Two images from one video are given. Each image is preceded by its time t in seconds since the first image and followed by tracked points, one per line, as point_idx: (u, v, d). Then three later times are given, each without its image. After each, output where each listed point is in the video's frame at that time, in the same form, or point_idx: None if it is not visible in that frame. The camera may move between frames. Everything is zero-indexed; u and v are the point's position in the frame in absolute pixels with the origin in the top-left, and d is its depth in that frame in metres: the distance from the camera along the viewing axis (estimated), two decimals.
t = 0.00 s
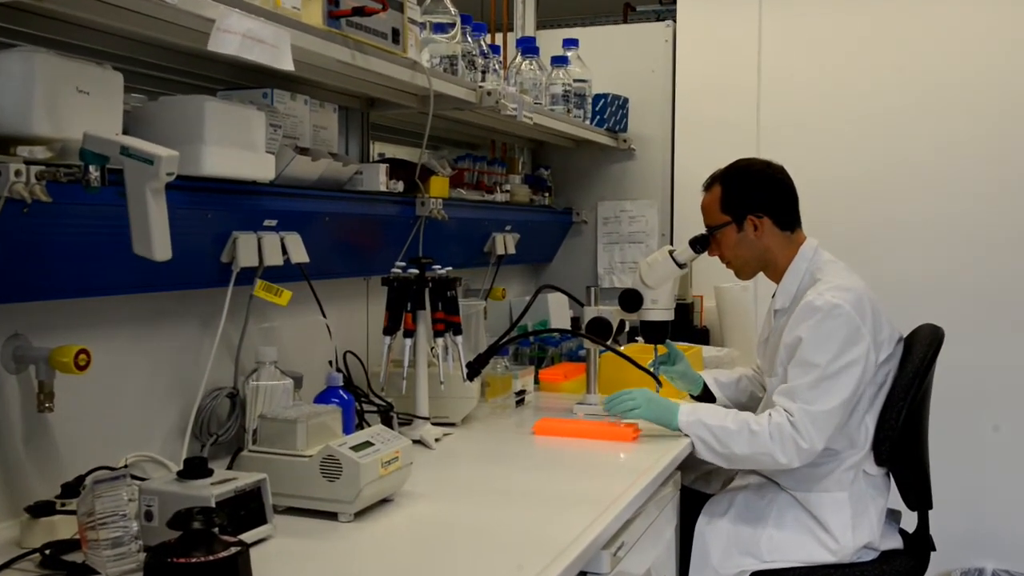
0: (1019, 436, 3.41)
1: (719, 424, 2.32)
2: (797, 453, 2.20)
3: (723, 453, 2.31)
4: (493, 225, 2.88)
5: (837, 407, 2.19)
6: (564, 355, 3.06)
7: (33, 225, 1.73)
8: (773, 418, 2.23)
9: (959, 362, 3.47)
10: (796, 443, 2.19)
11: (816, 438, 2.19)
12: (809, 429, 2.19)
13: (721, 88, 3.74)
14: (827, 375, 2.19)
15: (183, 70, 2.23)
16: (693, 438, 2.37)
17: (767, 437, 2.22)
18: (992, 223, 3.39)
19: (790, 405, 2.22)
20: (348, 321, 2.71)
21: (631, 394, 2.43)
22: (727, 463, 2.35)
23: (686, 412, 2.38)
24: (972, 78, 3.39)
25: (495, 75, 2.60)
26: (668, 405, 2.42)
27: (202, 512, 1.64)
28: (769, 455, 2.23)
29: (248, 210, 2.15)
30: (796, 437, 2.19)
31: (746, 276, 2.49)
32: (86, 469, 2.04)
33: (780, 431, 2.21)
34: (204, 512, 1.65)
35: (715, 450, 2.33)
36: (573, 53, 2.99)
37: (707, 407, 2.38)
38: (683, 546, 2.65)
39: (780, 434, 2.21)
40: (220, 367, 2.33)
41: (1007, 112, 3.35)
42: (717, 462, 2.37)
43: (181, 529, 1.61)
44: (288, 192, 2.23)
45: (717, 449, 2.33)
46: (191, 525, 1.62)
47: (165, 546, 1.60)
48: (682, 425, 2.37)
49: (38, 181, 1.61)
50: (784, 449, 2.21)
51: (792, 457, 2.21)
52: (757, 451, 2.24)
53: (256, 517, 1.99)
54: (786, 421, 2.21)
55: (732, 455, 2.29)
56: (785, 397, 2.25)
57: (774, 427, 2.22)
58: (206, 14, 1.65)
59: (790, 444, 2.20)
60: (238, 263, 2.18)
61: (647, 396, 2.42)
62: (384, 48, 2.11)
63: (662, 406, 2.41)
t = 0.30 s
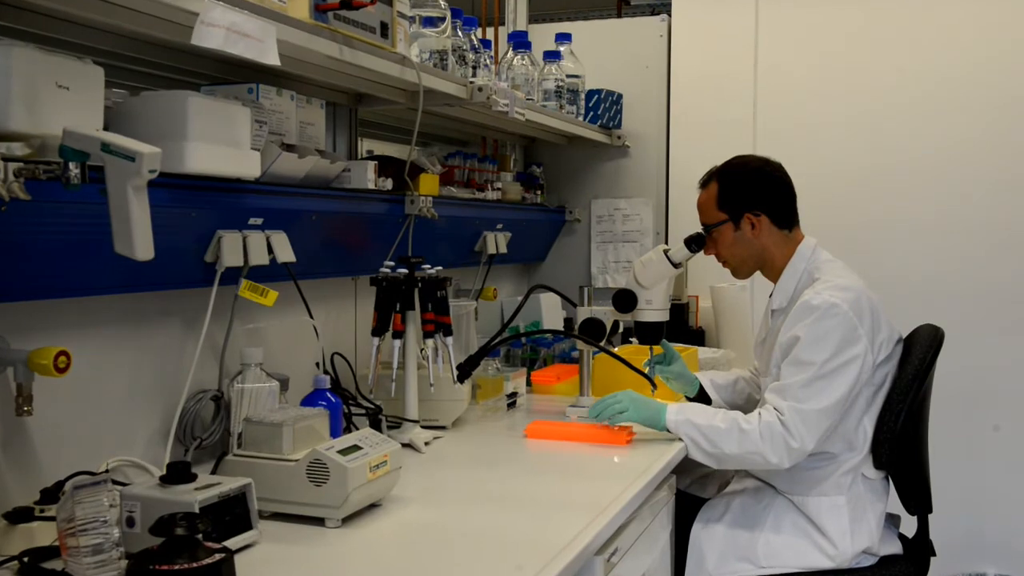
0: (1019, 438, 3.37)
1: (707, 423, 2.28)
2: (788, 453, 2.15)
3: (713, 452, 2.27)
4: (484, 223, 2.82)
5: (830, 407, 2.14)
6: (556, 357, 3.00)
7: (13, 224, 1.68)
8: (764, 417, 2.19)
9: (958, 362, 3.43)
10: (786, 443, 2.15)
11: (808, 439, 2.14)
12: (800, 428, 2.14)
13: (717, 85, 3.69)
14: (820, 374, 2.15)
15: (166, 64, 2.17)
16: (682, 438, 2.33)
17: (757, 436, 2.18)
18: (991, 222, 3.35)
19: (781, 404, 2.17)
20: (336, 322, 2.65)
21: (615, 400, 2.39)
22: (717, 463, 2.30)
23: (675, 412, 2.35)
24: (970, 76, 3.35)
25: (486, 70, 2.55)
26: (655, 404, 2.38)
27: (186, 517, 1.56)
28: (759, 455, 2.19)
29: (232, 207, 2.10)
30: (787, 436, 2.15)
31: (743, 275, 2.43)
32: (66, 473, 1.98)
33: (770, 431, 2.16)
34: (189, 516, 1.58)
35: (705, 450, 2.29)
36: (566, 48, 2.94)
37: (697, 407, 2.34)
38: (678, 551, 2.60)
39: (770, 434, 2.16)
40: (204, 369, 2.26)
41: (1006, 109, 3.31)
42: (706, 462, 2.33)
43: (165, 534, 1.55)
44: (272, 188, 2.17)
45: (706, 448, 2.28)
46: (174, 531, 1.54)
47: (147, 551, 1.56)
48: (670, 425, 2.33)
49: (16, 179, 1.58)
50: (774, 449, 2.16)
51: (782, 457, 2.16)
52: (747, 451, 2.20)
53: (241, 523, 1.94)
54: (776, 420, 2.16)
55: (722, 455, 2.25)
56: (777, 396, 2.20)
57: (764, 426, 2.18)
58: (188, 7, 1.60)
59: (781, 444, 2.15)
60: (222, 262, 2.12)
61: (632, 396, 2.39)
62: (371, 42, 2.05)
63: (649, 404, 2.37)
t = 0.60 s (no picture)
0: None
1: (707, 427, 2.21)
2: (787, 457, 2.09)
3: (711, 457, 2.21)
4: (477, 221, 2.76)
5: (830, 410, 2.08)
6: (551, 359, 2.95)
7: None
8: (762, 420, 2.13)
9: (960, 363, 3.37)
10: (786, 447, 2.09)
11: (808, 442, 2.08)
12: (800, 431, 2.08)
13: (715, 82, 3.63)
14: (820, 377, 2.09)
15: (150, 58, 2.11)
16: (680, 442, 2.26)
17: (756, 440, 2.12)
18: (994, 221, 3.30)
19: (780, 407, 2.11)
20: (325, 323, 2.58)
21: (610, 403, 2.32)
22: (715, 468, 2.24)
23: (671, 415, 2.29)
24: (973, 73, 3.30)
25: (479, 64, 2.49)
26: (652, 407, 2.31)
27: (171, 523, 1.57)
28: (758, 460, 2.13)
29: (218, 205, 2.04)
30: (786, 440, 2.09)
31: (742, 275, 2.38)
32: (46, 479, 1.91)
33: (769, 434, 2.10)
34: (173, 523, 1.58)
35: (702, 455, 2.23)
36: (561, 42, 2.88)
37: (693, 410, 2.28)
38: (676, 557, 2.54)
39: (770, 438, 2.10)
40: (189, 371, 2.20)
41: (1008, 106, 3.26)
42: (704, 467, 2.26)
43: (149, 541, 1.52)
44: (258, 186, 2.11)
45: (704, 452, 2.22)
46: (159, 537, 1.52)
47: (131, 560, 1.49)
48: (667, 431, 2.27)
49: None
50: (773, 454, 2.10)
51: (782, 461, 2.10)
52: (746, 455, 2.13)
53: (227, 530, 1.88)
54: (776, 424, 2.10)
55: (720, 460, 2.19)
56: (775, 398, 2.14)
57: (764, 429, 2.12)
58: None
59: (780, 448, 2.09)
60: (208, 261, 2.06)
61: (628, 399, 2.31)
62: (361, 36, 1.98)
63: (646, 408, 2.30)
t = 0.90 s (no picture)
0: None
1: (704, 429, 2.14)
2: (787, 462, 2.03)
3: (708, 461, 2.13)
4: (468, 219, 2.69)
5: (832, 413, 2.02)
6: (544, 361, 2.87)
7: None
8: (762, 423, 2.06)
9: (963, 364, 3.31)
10: (786, 452, 2.03)
11: (808, 446, 2.02)
12: (801, 436, 2.02)
13: (713, 77, 3.57)
14: (822, 380, 2.03)
15: (128, 50, 2.03)
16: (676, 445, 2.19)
17: (755, 444, 2.05)
18: (998, 219, 3.23)
19: (780, 411, 2.05)
20: (313, 324, 2.51)
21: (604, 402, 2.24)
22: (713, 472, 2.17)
23: (668, 416, 2.20)
24: (976, 67, 3.24)
25: (470, 58, 2.42)
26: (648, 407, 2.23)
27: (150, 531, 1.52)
28: (757, 464, 2.06)
29: (199, 203, 1.97)
30: (786, 445, 2.03)
31: (741, 275, 2.31)
32: (20, 487, 1.84)
33: (769, 438, 2.04)
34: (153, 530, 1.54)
35: (699, 459, 2.15)
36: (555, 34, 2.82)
37: (689, 412, 2.20)
38: (673, 565, 2.47)
39: (769, 442, 2.04)
40: (171, 374, 2.13)
41: (1012, 101, 3.20)
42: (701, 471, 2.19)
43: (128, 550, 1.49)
44: (242, 183, 2.04)
45: (701, 456, 2.15)
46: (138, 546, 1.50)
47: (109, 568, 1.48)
48: (663, 432, 2.19)
49: None
50: (773, 458, 2.04)
51: (782, 466, 2.04)
52: (744, 460, 2.07)
53: (210, 538, 1.80)
54: (776, 428, 2.04)
55: (719, 463, 2.11)
56: (775, 401, 2.08)
57: (763, 433, 2.05)
58: None
59: (780, 453, 2.03)
60: (190, 261, 1.99)
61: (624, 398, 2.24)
62: (347, 28, 1.91)
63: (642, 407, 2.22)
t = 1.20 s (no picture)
0: None
1: (706, 429, 2.08)
2: (791, 466, 1.98)
3: (709, 463, 2.07)
4: (461, 217, 2.63)
5: (835, 416, 1.97)
6: (540, 362, 2.81)
7: None
8: (765, 425, 2.00)
9: (966, 364, 3.26)
10: (789, 455, 1.97)
11: (811, 450, 1.97)
12: (804, 439, 1.97)
13: (712, 74, 3.51)
14: (825, 382, 1.97)
15: (112, 43, 1.96)
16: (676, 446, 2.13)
17: (757, 447, 1.99)
18: (1002, 217, 3.18)
19: (783, 413, 1.99)
20: (303, 324, 2.45)
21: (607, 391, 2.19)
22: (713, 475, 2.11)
23: (669, 416, 2.14)
24: (980, 64, 3.18)
25: (463, 52, 2.36)
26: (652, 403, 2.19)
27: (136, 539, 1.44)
28: (759, 467, 2.00)
29: (186, 200, 1.91)
30: (790, 448, 1.97)
31: (741, 275, 2.25)
32: None
33: (772, 441, 1.98)
34: (138, 538, 1.45)
35: (701, 460, 2.09)
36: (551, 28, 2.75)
37: (690, 412, 2.14)
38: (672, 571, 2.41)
39: (772, 445, 1.98)
40: (156, 377, 2.07)
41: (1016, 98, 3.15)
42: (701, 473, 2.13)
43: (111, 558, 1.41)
44: (229, 180, 1.98)
45: (701, 458, 2.08)
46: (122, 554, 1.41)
47: None
48: (664, 430, 2.12)
49: None
50: (776, 462, 1.98)
51: (784, 470, 1.99)
52: (746, 462, 2.01)
53: (197, 545, 1.74)
54: (779, 430, 1.99)
55: (720, 465, 2.05)
56: (777, 404, 2.02)
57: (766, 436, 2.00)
58: None
59: (783, 456, 1.97)
60: (176, 260, 1.93)
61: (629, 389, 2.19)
62: (340, 22, 1.86)
63: (648, 401, 2.17)
